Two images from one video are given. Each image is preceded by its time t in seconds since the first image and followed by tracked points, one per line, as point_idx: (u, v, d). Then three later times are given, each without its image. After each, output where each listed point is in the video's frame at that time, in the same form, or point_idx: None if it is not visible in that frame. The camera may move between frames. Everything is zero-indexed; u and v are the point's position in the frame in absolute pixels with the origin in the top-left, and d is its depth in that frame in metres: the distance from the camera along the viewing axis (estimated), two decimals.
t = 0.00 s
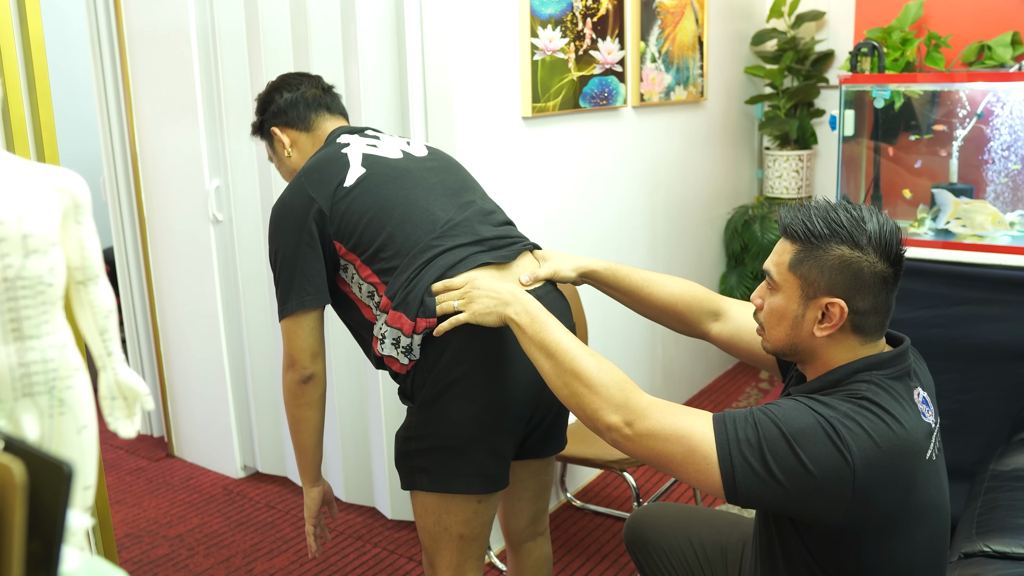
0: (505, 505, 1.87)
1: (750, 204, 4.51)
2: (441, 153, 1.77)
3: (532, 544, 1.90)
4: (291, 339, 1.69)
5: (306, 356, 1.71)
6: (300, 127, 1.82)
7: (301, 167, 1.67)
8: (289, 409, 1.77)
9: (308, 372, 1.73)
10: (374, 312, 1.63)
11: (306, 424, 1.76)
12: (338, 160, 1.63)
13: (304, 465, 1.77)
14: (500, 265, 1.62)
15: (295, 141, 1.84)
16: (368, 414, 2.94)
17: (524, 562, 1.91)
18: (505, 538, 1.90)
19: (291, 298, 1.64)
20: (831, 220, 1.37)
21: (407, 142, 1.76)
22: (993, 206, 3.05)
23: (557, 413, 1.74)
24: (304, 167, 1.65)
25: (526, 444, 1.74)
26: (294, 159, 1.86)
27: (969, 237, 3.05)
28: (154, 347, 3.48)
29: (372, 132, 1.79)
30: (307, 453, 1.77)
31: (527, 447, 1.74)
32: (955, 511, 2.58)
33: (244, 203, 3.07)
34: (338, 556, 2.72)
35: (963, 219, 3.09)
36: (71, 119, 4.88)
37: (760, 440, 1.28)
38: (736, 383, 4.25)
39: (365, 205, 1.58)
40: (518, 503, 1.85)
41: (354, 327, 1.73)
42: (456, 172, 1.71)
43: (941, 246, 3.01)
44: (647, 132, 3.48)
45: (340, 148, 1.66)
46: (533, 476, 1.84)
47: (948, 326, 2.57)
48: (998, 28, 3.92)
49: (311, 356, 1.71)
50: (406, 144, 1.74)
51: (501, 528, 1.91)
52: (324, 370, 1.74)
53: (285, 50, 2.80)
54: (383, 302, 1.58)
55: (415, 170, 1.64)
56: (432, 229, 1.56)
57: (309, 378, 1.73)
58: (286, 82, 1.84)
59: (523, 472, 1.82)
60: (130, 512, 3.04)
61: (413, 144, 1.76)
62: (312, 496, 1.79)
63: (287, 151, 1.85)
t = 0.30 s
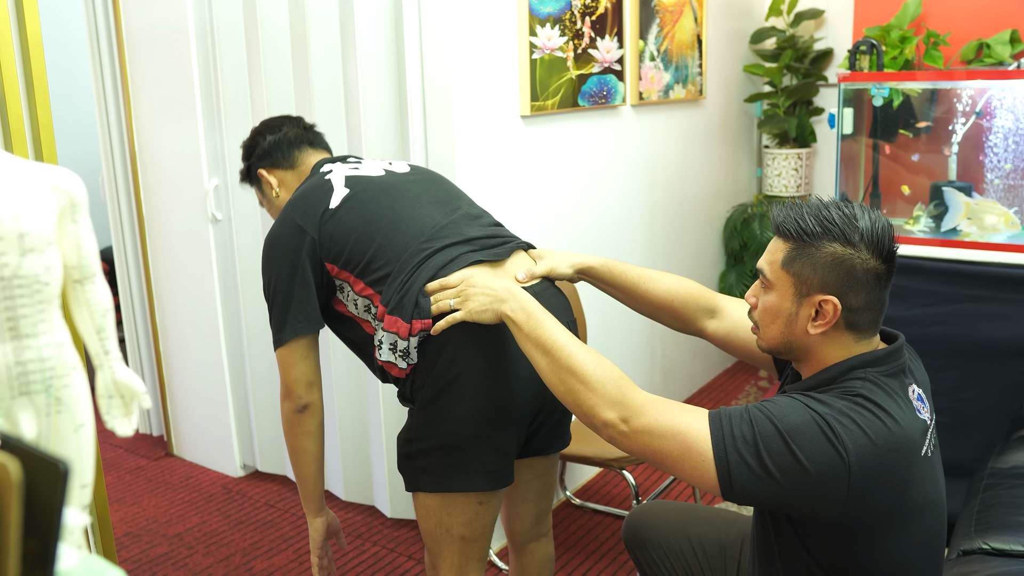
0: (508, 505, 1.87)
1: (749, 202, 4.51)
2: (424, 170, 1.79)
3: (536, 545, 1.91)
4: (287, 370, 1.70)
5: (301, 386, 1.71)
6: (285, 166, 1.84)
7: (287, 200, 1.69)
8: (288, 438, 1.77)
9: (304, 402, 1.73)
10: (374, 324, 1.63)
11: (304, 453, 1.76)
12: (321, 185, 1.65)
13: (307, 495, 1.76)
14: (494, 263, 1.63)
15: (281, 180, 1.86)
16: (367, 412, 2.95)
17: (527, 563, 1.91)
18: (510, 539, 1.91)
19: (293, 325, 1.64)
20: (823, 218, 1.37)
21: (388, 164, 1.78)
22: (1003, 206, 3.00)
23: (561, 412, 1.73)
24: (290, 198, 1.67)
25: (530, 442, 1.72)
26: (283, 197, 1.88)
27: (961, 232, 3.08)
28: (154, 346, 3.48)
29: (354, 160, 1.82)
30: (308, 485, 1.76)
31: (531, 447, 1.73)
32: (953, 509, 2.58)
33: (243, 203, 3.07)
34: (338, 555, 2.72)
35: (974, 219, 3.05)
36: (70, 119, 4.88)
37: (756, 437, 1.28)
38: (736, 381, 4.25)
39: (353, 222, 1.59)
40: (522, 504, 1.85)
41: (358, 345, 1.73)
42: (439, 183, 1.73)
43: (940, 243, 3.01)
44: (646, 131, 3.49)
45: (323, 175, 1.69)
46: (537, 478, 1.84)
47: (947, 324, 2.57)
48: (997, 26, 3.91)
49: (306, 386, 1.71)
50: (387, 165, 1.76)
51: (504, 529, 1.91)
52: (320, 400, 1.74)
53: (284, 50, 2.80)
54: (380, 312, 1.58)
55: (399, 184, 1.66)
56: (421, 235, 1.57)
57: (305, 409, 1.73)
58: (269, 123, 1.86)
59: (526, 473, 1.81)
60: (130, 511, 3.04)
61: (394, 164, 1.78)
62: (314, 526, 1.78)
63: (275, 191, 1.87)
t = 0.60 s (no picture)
0: (510, 505, 1.87)
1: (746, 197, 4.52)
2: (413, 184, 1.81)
3: (537, 543, 1.91)
4: (283, 391, 1.72)
5: (297, 407, 1.72)
6: (275, 195, 1.85)
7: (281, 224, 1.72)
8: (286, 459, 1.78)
9: (299, 424, 1.74)
10: (371, 331, 1.62)
11: (301, 473, 1.77)
12: (311, 206, 1.68)
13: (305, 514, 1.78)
14: (488, 260, 1.63)
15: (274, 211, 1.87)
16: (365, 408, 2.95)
17: (528, 560, 1.91)
18: (511, 538, 1.91)
19: (289, 345, 1.66)
20: (815, 213, 1.38)
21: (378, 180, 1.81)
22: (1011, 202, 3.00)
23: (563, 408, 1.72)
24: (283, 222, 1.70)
25: (531, 440, 1.73)
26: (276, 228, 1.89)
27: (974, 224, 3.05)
28: (151, 343, 3.48)
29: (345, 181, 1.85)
30: (305, 504, 1.77)
31: (533, 445, 1.73)
32: (950, 502, 2.59)
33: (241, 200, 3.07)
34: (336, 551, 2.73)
35: (980, 215, 3.05)
36: (65, 115, 4.87)
37: (751, 431, 1.29)
38: (733, 376, 4.26)
39: (343, 235, 1.61)
40: (524, 502, 1.85)
41: (361, 358, 1.72)
42: (428, 192, 1.74)
43: (937, 238, 3.02)
44: (643, 126, 3.49)
45: (313, 196, 1.72)
46: (541, 476, 1.83)
47: (944, 319, 2.58)
48: (993, 21, 3.92)
49: (301, 407, 1.72)
50: (376, 181, 1.79)
51: (505, 527, 1.91)
52: (315, 421, 1.75)
53: (280, 45, 2.79)
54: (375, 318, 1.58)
55: (387, 194, 1.68)
56: (411, 238, 1.58)
57: (300, 430, 1.74)
58: (258, 155, 1.87)
59: (529, 469, 1.81)
60: (127, 508, 3.04)
61: (384, 180, 1.80)
62: (314, 543, 1.80)
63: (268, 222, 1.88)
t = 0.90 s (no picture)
0: (518, 508, 1.88)
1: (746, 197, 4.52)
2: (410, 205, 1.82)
3: (544, 545, 1.91)
4: (289, 419, 1.72)
5: (302, 436, 1.73)
6: (279, 233, 1.85)
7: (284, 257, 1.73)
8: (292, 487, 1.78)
9: (304, 453, 1.74)
10: (378, 347, 1.61)
11: (308, 500, 1.77)
12: (312, 234, 1.69)
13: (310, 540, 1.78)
14: (490, 263, 1.63)
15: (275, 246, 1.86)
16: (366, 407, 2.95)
17: (534, 561, 1.91)
18: (518, 539, 1.91)
19: (290, 372, 1.66)
20: (820, 211, 1.38)
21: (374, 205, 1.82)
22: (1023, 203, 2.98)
23: (574, 409, 1.71)
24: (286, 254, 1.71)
25: (545, 439, 1.70)
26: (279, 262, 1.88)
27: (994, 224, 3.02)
28: (152, 341, 3.48)
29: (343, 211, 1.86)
30: (311, 530, 1.78)
31: (547, 445, 1.71)
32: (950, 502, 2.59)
33: (241, 199, 3.07)
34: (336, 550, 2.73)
35: (992, 216, 3.04)
36: (66, 114, 4.87)
37: (753, 429, 1.29)
38: (734, 375, 4.26)
39: (345, 254, 1.62)
40: (533, 505, 1.85)
41: (370, 377, 1.71)
42: (425, 209, 1.75)
43: (938, 237, 3.02)
44: (644, 125, 3.49)
45: (312, 225, 1.73)
46: (550, 479, 1.82)
47: (944, 318, 2.58)
48: (994, 20, 3.92)
49: (306, 436, 1.73)
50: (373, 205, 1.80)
51: (512, 526, 1.91)
52: (320, 450, 1.75)
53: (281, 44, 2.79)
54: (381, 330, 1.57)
55: (384, 213, 1.69)
56: (411, 249, 1.59)
57: (306, 458, 1.75)
58: (259, 194, 1.87)
59: (541, 471, 1.80)
60: (128, 506, 3.05)
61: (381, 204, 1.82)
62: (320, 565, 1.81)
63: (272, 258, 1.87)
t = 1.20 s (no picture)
0: (521, 511, 1.88)
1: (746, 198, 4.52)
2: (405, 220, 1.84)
3: (547, 548, 1.91)
4: (297, 438, 1.70)
5: (310, 455, 1.71)
6: (282, 258, 1.85)
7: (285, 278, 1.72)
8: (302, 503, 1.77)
9: (313, 472, 1.72)
10: (383, 357, 1.60)
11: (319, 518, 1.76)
12: (313, 253, 1.68)
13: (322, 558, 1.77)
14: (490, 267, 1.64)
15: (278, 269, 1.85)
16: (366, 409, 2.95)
17: (536, 564, 1.91)
18: (521, 542, 1.91)
19: (294, 391, 1.65)
20: (826, 211, 1.38)
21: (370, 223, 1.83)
22: None
23: (578, 411, 1.70)
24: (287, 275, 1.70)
25: (551, 442, 1.69)
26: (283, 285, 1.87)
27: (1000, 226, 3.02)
28: (152, 342, 3.48)
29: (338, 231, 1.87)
30: (323, 548, 1.77)
31: (552, 448, 1.70)
32: (950, 503, 2.59)
33: (241, 201, 3.06)
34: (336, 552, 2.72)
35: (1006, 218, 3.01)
36: (66, 115, 4.87)
37: (756, 427, 1.29)
38: (734, 376, 4.26)
39: (347, 267, 1.62)
40: (536, 508, 1.85)
41: (376, 390, 1.71)
42: (421, 222, 1.77)
43: (939, 238, 3.02)
44: (644, 127, 3.49)
45: (311, 244, 1.73)
46: (554, 483, 1.82)
47: (944, 320, 2.58)
48: (994, 22, 3.92)
49: (315, 455, 1.70)
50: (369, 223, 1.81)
51: (515, 530, 1.91)
52: (330, 469, 1.73)
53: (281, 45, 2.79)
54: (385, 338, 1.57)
55: (382, 227, 1.70)
56: (411, 258, 1.60)
57: (315, 478, 1.73)
58: (260, 222, 1.88)
59: (545, 475, 1.80)
60: (128, 508, 3.05)
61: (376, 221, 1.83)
62: None
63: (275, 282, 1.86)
